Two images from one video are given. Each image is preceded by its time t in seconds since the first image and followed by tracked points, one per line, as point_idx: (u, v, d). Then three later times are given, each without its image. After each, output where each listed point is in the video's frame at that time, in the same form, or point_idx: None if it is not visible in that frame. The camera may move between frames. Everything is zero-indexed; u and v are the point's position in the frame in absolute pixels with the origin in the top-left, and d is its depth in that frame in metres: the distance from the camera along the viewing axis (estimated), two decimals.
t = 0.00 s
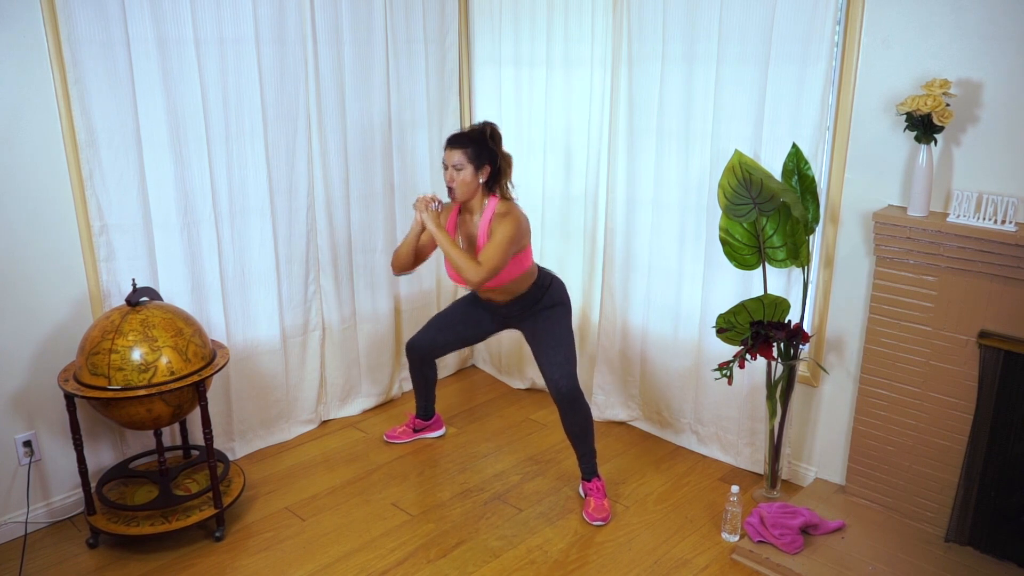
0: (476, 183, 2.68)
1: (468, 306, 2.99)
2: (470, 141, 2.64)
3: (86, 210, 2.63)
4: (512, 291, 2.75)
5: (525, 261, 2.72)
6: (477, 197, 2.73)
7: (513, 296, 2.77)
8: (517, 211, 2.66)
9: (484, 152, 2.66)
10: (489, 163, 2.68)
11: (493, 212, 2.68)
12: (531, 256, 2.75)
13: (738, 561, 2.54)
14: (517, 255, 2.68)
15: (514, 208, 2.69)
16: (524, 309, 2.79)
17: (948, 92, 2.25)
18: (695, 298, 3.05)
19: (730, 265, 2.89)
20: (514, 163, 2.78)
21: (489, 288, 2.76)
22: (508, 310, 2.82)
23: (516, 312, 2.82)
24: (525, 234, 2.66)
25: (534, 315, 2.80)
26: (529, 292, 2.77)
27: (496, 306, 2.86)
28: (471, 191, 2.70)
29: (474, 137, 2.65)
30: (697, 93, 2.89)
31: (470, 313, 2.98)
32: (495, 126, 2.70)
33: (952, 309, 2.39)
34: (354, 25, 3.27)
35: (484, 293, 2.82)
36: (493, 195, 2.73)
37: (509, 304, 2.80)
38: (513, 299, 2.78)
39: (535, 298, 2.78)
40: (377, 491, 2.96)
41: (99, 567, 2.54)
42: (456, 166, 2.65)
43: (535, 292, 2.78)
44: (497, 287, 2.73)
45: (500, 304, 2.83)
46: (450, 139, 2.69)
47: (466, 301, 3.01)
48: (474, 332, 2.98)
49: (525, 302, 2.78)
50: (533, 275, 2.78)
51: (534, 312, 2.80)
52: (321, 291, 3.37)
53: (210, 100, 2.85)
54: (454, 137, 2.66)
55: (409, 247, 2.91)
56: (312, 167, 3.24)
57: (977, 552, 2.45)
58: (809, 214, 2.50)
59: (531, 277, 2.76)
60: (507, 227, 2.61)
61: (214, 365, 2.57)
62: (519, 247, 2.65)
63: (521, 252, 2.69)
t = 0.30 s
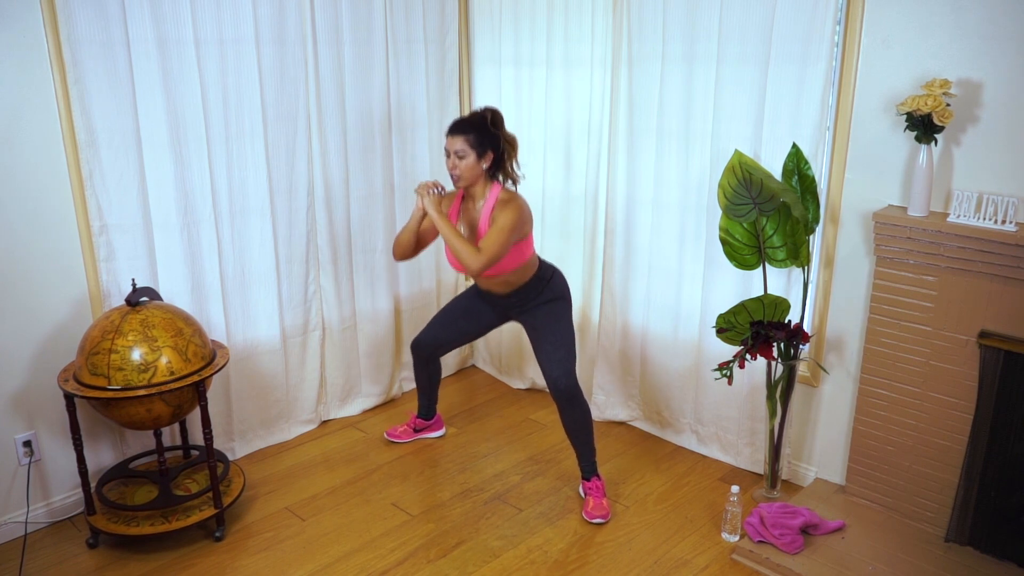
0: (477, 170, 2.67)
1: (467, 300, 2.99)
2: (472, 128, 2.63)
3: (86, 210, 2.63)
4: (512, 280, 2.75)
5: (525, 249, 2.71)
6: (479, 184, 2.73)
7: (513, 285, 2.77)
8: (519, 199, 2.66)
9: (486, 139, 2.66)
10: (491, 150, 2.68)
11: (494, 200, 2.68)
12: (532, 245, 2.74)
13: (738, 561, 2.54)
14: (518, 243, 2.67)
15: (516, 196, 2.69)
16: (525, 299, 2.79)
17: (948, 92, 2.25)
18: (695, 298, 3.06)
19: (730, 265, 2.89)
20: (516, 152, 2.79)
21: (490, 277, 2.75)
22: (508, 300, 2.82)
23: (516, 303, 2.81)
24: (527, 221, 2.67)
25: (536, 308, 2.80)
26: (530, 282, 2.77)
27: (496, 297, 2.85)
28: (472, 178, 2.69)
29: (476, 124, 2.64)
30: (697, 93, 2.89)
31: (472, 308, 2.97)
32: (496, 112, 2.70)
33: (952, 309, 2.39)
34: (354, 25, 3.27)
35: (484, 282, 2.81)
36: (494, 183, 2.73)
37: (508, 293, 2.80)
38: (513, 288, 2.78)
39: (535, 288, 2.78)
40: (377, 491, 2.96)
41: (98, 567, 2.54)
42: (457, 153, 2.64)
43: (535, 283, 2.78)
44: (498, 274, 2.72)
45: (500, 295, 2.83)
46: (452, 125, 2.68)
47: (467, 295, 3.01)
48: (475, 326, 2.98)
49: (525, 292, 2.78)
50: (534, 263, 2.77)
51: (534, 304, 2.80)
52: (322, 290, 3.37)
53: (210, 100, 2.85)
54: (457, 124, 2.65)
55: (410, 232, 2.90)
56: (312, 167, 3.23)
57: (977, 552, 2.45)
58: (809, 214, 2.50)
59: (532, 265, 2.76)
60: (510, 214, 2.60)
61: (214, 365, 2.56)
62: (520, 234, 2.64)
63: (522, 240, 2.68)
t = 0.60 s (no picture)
0: (475, 213, 2.68)
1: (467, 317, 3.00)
2: (471, 172, 2.63)
3: (86, 210, 2.63)
4: (511, 318, 2.78)
5: (523, 289, 2.73)
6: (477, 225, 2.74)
7: (512, 322, 2.80)
8: (516, 242, 2.67)
9: (484, 183, 2.66)
10: (489, 194, 2.68)
11: (492, 242, 2.68)
12: (530, 283, 2.75)
13: (738, 561, 2.54)
14: (515, 285, 2.69)
15: (514, 238, 2.69)
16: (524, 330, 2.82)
17: (948, 92, 2.25)
18: (695, 298, 3.06)
19: (730, 265, 2.89)
20: (514, 193, 2.78)
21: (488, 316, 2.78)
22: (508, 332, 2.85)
23: (515, 334, 2.84)
24: (524, 263, 2.68)
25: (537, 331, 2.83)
26: (529, 314, 2.79)
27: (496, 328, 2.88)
28: (470, 221, 2.70)
29: (475, 168, 2.64)
30: (697, 93, 2.89)
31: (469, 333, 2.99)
32: (495, 156, 2.69)
33: (952, 309, 2.39)
34: (354, 24, 3.27)
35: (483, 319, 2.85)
36: (492, 224, 2.73)
37: (508, 327, 2.83)
38: (512, 323, 2.81)
39: (534, 318, 2.80)
40: (377, 491, 2.96)
41: (98, 567, 2.53)
42: (455, 197, 2.64)
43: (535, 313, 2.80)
44: (496, 315, 2.75)
45: (499, 328, 2.86)
46: (451, 168, 2.67)
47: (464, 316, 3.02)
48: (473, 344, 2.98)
49: (525, 325, 2.80)
50: (534, 298, 2.79)
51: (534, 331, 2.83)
52: (321, 291, 3.37)
53: (210, 100, 2.85)
54: (455, 167, 2.66)
55: (410, 274, 2.93)
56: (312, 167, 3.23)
57: (977, 552, 2.45)
58: (809, 214, 2.50)
59: (531, 303, 2.77)
60: (506, 259, 2.62)
61: (214, 366, 2.56)
62: (517, 277, 2.66)
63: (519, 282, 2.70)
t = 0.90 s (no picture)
0: (475, 174, 2.68)
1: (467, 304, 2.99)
2: (471, 132, 2.64)
3: (86, 210, 2.63)
4: (511, 285, 2.76)
5: (523, 254, 2.72)
6: (477, 188, 2.73)
7: (509, 290, 2.79)
8: (516, 205, 2.67)
9: (484, 142, 2.66)
10: (488, 154, 2.68)
11: (493, 204, 2.68)
12: (529, 250, 2.74)
13: (738, 561, 2.54)
14: (515, 248, 2.68)
15: (513, 201, 2.69)
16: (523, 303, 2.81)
17: (948, 92, 2.25)
18: (695, 298, 3.06)
19: (730, 265, 2.89)
20: (513, 156, 2.79)
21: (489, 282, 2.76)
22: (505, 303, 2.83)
23: (513, 307, 2.83)
24: (524, 226, 2.67)
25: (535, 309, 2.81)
26: (527, 286, 2.78)
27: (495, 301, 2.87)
28: (470, 182, 2.69)
29: (475, 128, 2.64)
30: (697, 93, 2.89)
31: (469, 309, 2.97)
32: (494, 117, 2.71)
33: (952, 309, 2.39)
34: (354, 24, 3.27)
35: (483, 287, 2.83)
36: (492, 187, 2.73)
37: (508, 297, 2.82)
38: (511, 293, 2.80)
39: (532, 292, 2.80)
40: (377, 491, 2.96)
41: (98, 567, 2.53)
42: (455, 156, 2.64)
43: (533, 286, 2.79)
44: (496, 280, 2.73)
45: (498, 298, 2.84)
46: (451, 129, 2.67)
47: (464, 296, 3.01)
48: (473, 328, 2.98)
49: (522, 296, 2.80)
50: (532, 267, 2.79)
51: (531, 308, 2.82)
52: (321, 290, 3.37)
53: (210, 100, 2.85)
54: (456, 127, 2.66)
55: (410, 238, 2.91)
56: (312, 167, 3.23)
57: (977, 552, 2.45)
58: (809, 215, 2.50)
59: (530, 269, 2.77)
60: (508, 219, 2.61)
61: (214, 365, 2.56)
62: (517, 240, 2.65)
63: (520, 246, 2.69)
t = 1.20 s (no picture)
0: (476, 180, 2.68)
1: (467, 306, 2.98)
2: (472, 138, 2.64)
3: (86, 210, 2.63)
4: (511, 290, 2.76)
5: (522, 260, 2.72)
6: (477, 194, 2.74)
7: (511, 295, 2.78)
8: (517, 210, 2.67)
9: (485, 148, 2.67)
10: (489, 161, 2.68)
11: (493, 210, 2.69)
12: (529, 256, 2.75)
13: (738, 561, 2.54)
14: (515, 254, 2.68)
15: (514, 207, 2.70)
16: (524, 309, 2.80)
17: (948, 92, 2.25)
18: (695, 298, 3.06)
19: (730, 265, 2.89)
20: (513, 163, 2.80)
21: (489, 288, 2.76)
22: (506, 308, 2.83)
23: (514, 313, 2.82)
24: (524, 232, 2.67)
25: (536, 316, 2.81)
26: (528, 292, 2.78)
27: (495, 306, 2.86)
28: (471, 188, 2.70)
29: (476, 134, 2.65)
30: (697, 93, 2.89)
31: (470, 313, 2.97)
32: (495, 123, 2.72)
33: (952, 309, 2.39)
34: (354, 24, 3.27)
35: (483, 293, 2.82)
36: (492, 193, 2.73)
37: (508, 303, 2.81)
38: (512, 298, 2.79)
39: (533, 298, 2.79)
40: (377, 491, 2.96)
41: (98, 567, 2.53)
42: (456, 162, 2.64)
43: (534, 293, 2.78)
44: (496, 285, 2.73)
45: (498, 303, 2.84)
46: (451, 135, 2.68)
47: (464, 301, 3.01)
48: (474, 331, 2.98)
49: (523, 303, 2.79)
50: (532, 273, 2.78)
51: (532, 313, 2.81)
52: (321, 290, 3.37)
53: (210, 100, 2.85)
54: (456, 132, 2.66)
55: (410, 242, 2.90)
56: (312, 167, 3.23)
57: (977, 552, 2.45)
58: (809, 215, 2.50)
59: (530, 275, 2.77)
60: (508, 225, 2.61)
61: (214, 365, 2.56)
62: (517, 245, 2.65)
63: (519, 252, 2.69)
